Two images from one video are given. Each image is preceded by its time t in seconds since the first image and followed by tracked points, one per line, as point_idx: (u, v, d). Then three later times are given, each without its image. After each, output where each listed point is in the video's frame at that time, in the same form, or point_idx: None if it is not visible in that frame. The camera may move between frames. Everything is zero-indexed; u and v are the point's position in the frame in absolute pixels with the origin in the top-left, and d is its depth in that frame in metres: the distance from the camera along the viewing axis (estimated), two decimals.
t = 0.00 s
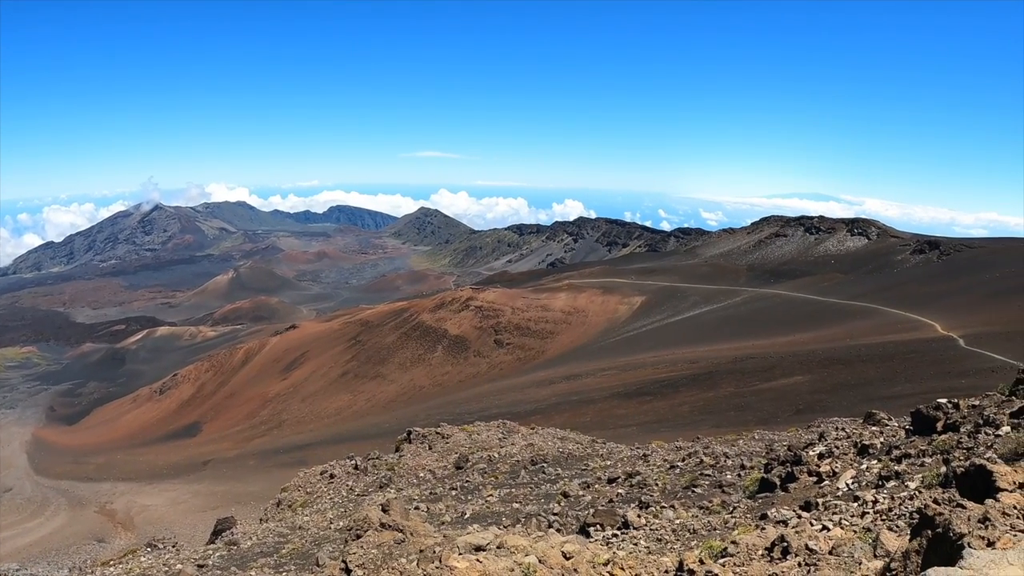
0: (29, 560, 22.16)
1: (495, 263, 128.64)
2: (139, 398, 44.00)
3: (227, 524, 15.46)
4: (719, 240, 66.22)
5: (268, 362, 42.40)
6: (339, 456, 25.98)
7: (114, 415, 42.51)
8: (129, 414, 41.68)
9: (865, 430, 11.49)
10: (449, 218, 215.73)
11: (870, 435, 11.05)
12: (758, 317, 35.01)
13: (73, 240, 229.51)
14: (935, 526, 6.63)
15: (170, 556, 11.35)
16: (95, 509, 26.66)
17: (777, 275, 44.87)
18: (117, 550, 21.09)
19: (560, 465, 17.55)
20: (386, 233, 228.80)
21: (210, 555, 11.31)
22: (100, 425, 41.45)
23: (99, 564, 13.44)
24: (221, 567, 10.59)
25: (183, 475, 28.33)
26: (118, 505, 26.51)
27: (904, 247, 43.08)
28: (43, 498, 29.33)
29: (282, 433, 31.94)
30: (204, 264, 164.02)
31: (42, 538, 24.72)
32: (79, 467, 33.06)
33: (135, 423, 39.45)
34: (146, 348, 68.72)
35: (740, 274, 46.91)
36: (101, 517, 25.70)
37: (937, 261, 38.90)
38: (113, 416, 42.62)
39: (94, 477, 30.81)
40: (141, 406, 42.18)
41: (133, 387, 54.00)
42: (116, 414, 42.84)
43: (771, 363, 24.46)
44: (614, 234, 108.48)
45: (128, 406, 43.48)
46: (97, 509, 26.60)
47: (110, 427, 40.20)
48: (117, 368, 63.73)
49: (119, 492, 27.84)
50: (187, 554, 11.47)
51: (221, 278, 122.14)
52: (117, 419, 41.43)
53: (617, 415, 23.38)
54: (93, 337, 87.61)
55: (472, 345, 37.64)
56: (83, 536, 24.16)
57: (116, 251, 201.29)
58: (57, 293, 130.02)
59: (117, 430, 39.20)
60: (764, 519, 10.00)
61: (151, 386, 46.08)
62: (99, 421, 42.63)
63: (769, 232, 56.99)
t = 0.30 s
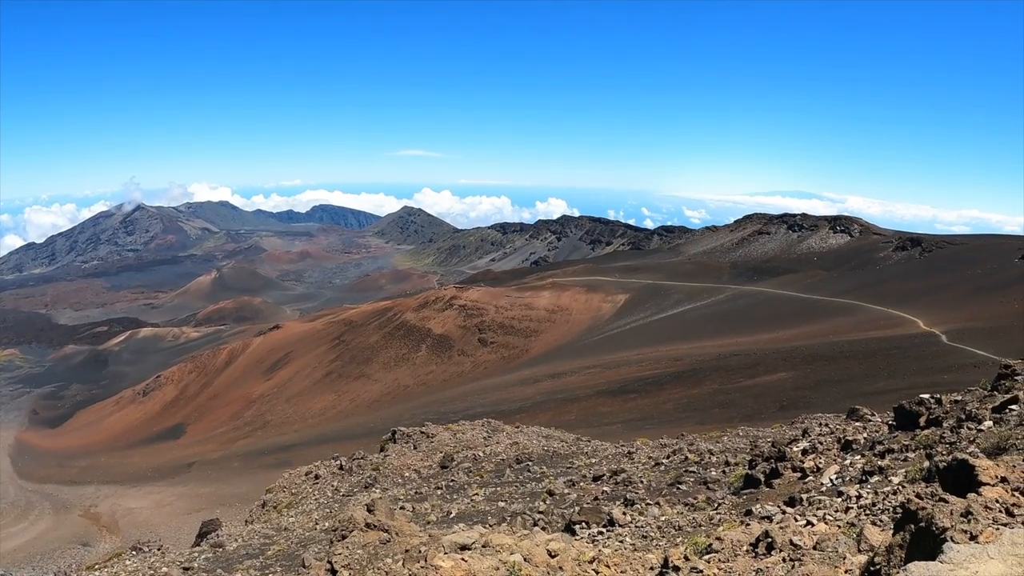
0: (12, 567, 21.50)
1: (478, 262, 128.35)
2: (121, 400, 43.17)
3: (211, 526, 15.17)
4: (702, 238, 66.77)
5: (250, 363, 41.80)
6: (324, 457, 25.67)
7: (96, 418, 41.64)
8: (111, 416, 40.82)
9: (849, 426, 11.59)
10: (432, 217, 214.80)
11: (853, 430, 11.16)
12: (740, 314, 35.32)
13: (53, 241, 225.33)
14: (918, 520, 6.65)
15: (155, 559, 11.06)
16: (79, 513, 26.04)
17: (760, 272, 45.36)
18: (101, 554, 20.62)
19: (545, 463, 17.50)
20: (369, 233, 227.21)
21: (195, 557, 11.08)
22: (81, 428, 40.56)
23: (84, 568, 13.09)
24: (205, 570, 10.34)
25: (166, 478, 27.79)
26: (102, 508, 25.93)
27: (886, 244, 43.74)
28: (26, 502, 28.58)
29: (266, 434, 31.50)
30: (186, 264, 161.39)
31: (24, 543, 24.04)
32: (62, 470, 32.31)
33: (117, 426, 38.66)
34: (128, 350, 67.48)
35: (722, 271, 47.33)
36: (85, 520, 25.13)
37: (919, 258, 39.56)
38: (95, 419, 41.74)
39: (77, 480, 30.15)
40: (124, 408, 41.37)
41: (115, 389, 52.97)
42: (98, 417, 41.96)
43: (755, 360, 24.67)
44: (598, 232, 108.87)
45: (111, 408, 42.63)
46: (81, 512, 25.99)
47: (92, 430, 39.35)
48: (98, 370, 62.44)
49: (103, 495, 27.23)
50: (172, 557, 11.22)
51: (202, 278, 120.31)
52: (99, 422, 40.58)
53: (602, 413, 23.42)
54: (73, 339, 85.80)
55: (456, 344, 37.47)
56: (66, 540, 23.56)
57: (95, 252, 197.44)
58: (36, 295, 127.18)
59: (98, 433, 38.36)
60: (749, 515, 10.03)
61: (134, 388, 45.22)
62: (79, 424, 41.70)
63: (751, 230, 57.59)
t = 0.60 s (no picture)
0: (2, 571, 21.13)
1: (469, 261, 128.16)
2: (109, 402, 42.61)
3: (202, 528, 14.99)
4: (691, 237, 67.11)
5: (240, 364, 41.43)
6: (316, 458, 25.49)
7: (84, 421, 41.12)
8: (99, 419, 40.33)
9: (839, 424, 11.65)
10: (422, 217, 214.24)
11: (843, 428, 11.21)
12: (730, 313, 35.51)
13: (41, 241, 222.86)
14: (908, 518, 6.67)
15: (147, 562, 10.91)
16: (69, 515, 25.70)
17: (749, 271, 45.64)
18: (92, 558, 20.33)
19: (537, 462, 17.46)
20: (359, 233, 226.25)
21: (186, 560, 10.94)
22: (68, 431, 40.03)
23: (74, 573, 12.89)
24: (197, 572, 10.23)
25: (156, 480, 27.48)
26: (93, 511, 25.60)
27: (875, 243, 44.11)
28: (15, 505, 28.14)
29: (256, 436, 31.24)
30: (173, 265, 159.73)
31: (13, 547, 23.63)
32: (50, 474, 31.86)
33: (106, 428, 38.18)
34: (116, 352, 66.69)
35: (712, 270, 47.57)
36: (76, 523, 24.79)
37: (908, 257, 39.95)
38: (82, 422, 41.20)
39: (66, 483, 29.74)
40: (113, 410, 40.88)
41: (104, 391, 52.34)
42: (86, 419, 41.44)
43: (745, 359, 24.82)
44: (588, 232, 109.08)
45: (99, 410, 42.10)
46: (71, 515, 25.66)
47: (80, 433, 38.84)
48: (86, 372, 61.67)
49: (92, 498, 26.89)
50: (164, 560, 11.07)
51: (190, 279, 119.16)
52: (88, 424, 40.07)
53: (593, 412, 23.44)
54: (61, 340, 84.75)
55: (447, 344, 37.35)
56: (56, 544, 23.22)
57: (82, 253, 195.32)
58: (23, 296, 125.53)
59: (86, 436, 37.87)
60: (740, 514, 10.04)
61: (122, 390, 44.67)
62: (67, 427, 41.13)
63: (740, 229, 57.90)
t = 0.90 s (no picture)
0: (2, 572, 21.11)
1: (469, 261, 128.16)
2: (109, 403, 42.63)
3: (202, 529, 14.99)
4: (692, 237, 67.08)
5: (240, 364, 41.44)
6: (317, 458, 25.49)
7: (85, 421, 41.14)
8: (100, 419, 40.34)
9: (840, 423, 11.64)
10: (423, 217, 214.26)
11: (844, 428, 11.20)
12: (730, 313, 35.48)
13: (42, 242, 221.73)
14: (909, 517, 6.65)
15: (148, 562, 10.92)
16: (70, 516, 25.72)
17: (750, 271, 45.62)
18: (93, 558, 20.33)
19: (537, 462, 17.45)
20: (360, 233, 226.28)
21: (187, 560, 10.96)
22: (69, 432, 40.05)
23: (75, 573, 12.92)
24: (198, 572, 10.24)
25: (157, 480, 27.49)
26: (93, 511, 25.62)
27: (876, 243, 44.04)
28: (15, 506, 28.14)
29: (257, 436, 31.25)
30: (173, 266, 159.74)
31: (12, 548, 23.61)
32: (50, 474, 31.88)
33: (106, 429, 38.19)
34: (116, 352, 66.70)
35: (712, 270, 47.55)
36: (77, 524, 24.79)
37: (909, 256, 39.93)
38: (83, 422, 41.23)
39: (67, 483, 29.75)
40: (114, 410, 40.91)
41: (105, 391, 52.40)
42: (87, 419, 41.45)
43: (745, 359, 24.79)
44: (588, 232, 109.06)
45: (100, 411, 42.12)
46: (71, 516, 25.67)
47: (81, 433, 38.86)
48: (87, 372, 61.73)
49: (92, 498, 26.91)
50: (165, 560, 11.08)
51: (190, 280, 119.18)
52: (88, 425, 40.08)
53: (593, 412, 23.43)
54: (62, 341, 84.86)
55: (447, 344, 37.35)
56: (57, 545, 23.21)
57: (83, 254, 195.66)
58: (24, 297, 125.83)
59: (87, 436, 37.89)
60: (741, 514, 10.03)
61: (122, 390, 44.68)
62: (67, 427, 41.14)
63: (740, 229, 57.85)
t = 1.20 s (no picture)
0: (14, 568, 21.37)
1: (478, 261, 128.27)
2: (121, 401, 43.11)
3: (211, 526, 15.18)
4: (701, 236, 66.78)
5: (250, 363, 41.79)
6: (325, 457, 25.66)
7: (97, 419, 41.70)
8: (111, 417, 40.88)
9: (849, 424, 11.58)
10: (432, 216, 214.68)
11: (854, 428, 11.14)
12: (740, 312, 35.31)
13: (54, 242, 224.22)
14: (919, 518, 6.62)
15: (158, 559, 11.12)
16: (80, 513, 26.05)
17: (759, 270, 45.32)
18: (104, 555, 20.62)
19: (546, 461, 17.49)
20: (369, 232, 227.20)
21: (197, 557, 11.13)
22: (81, 429, 40.63)
23: (86, 569, 13.12)
24: (206, 569, 10.39)
25: (167, 478, 27.79)
26: (103, 509, 25.98)
27: (885, 242, 43.63)
28: (26, 503, 28.55)
29: (266, 434, 31.53)
30: (184, 265, 161.03)
31: (22, 544, 23.97)
32: (62, 471, 32.36)
33: (117, 427, 38.64)
34: (127, 350, 67.45)
35: (722, 269, 47.31)
36: (86, 521, 25.11)
37: (920, 255, 39.55)
38: (95, 420, 41.80)
39: (77, 481, 30.16)
40: (125, 408, 41.43)
41: (116, 390, 52.99)
42: (98, 417, 41.94)
43: (755, 358, 24.65)
44: (598, 231, 108.81)
45: (112, 408, 42.64)
46: (81, 513, 26.03)
47: (92, 431, 39.34)
48: (98, 371, 62.52)
49: (102, 496, 27.27)
50: (175, 557, 11.26)
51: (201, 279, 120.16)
52: (99, 423, 40.55)
53: (602, 411, 23.42)
54: (74, 340, 85.83)
55: (456, 343, 37.46)
56: (66, 542, 23.55)
57: (96, 253, 197.69)
58: (37, 295, 127.42)
59: (99, 434, 38.41)
60: (750, 514, 10.02)
61: (134, 388, 45.18)
62: (80, 425, 41.71)
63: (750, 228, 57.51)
